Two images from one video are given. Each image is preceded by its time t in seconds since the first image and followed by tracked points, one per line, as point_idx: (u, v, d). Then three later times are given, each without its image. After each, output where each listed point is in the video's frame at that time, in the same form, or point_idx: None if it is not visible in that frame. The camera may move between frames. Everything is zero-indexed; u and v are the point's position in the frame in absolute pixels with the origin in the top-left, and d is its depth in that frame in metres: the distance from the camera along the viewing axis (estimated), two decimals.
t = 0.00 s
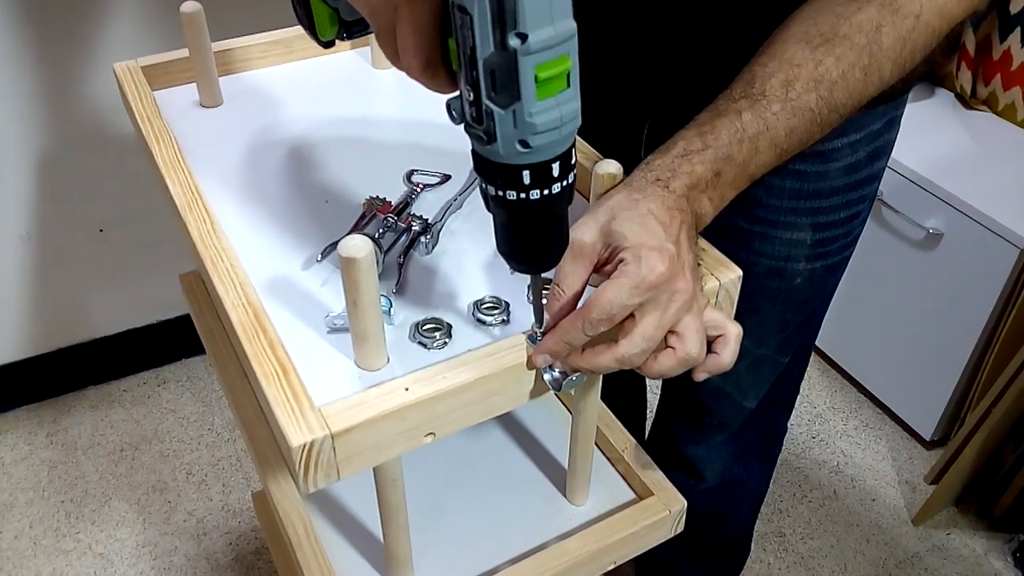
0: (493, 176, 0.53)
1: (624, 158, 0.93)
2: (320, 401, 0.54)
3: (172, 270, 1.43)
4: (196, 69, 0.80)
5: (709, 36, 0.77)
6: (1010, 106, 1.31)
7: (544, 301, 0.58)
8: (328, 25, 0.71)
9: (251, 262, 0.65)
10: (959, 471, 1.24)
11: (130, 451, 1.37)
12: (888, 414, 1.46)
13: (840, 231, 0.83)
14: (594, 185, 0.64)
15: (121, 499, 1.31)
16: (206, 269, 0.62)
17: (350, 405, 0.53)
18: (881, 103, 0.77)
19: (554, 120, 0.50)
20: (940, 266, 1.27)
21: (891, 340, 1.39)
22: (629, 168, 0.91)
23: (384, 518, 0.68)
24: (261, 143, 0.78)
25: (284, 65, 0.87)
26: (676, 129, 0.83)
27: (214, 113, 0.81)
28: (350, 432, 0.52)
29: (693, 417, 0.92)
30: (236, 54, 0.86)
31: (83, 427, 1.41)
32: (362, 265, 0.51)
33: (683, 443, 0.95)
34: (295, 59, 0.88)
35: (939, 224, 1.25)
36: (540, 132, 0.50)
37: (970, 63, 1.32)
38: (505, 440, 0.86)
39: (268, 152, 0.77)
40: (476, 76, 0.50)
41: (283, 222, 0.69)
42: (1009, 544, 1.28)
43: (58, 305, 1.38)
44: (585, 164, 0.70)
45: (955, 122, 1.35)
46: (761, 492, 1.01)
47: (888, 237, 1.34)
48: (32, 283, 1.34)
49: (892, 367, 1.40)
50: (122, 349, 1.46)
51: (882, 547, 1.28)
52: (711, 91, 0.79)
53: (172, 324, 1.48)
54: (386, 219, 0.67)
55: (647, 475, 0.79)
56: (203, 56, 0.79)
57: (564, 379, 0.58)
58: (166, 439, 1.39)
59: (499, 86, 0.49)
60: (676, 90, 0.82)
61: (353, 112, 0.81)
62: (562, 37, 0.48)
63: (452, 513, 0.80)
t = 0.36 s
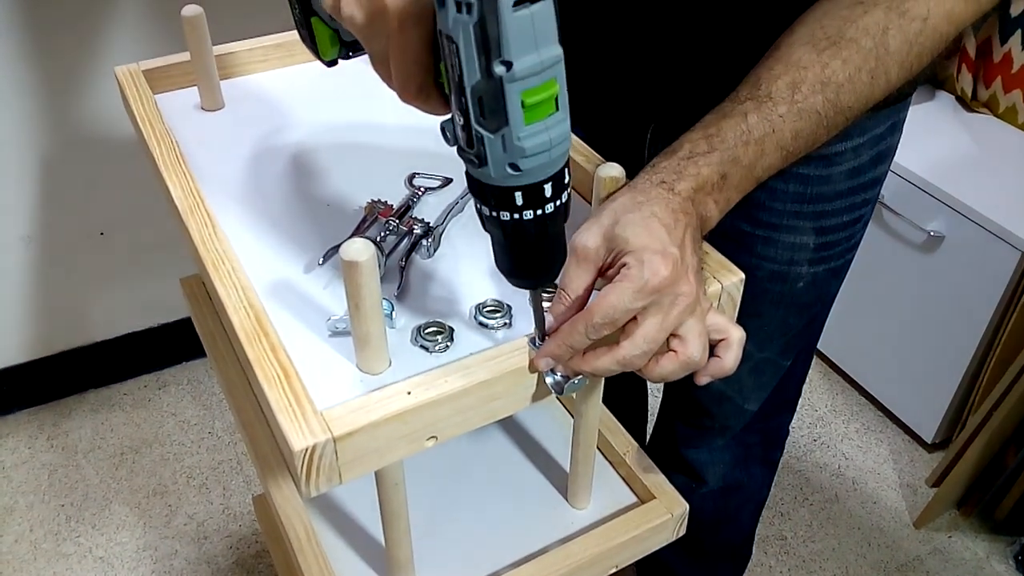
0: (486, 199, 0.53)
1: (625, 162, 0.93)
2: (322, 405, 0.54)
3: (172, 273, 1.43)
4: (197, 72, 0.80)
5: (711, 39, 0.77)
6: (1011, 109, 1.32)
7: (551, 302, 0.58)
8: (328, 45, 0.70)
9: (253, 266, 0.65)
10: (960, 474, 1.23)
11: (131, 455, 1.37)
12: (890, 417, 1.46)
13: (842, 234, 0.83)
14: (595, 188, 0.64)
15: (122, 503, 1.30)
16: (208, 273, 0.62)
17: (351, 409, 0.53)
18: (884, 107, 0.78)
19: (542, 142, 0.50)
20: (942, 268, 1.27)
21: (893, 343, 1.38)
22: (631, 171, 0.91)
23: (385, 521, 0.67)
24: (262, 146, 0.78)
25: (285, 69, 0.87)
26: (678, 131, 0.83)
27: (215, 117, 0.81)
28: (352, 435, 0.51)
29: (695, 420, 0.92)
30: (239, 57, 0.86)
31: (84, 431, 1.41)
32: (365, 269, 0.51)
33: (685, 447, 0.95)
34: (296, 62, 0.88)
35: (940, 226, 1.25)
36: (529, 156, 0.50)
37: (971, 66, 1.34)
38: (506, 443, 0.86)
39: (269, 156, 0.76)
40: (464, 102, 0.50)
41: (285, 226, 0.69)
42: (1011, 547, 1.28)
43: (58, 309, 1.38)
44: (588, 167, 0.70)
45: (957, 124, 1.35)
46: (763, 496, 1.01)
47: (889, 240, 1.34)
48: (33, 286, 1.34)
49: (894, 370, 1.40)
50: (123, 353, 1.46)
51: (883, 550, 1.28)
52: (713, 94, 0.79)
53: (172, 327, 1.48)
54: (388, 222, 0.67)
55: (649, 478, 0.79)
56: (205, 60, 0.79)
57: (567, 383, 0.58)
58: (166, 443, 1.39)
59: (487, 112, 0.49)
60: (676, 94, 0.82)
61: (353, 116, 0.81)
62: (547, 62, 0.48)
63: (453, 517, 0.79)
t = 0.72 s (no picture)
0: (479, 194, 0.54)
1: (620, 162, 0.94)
2: (317, 403, 0.54)
3: (170, 274, 1.43)
4: (194, 72, 0.80)
5: (705, 40, 0.77)
6: (1006, 109, 1.33)
7: (544, 301, 0.58)
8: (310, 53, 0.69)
9: (249, 266, 0.65)
10: (956, 472, 1.24)
11: (129, 455, 1.37)
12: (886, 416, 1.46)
13: (837, 234, 0.83)
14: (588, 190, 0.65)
15: (120, 503, 1.31)
16: (204, 273, 0.62)
17: (345, 407, 0.53)
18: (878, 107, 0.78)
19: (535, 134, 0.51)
20: (937, 268, 1.27)
21: (890, 342, 1.39)
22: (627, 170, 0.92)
23: (380, 521, 0.68)
24: (258, 147, 0.78)
25: (282, 70, 0.87)
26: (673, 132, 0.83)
27: (212, 117, 0.82)
28: (346, 434, 0.52)
29: (691, 420, 0.93)
30: (236, 58, 0.86)
31: (82, 431, 1.41)
32: (359, 268, 0.52)
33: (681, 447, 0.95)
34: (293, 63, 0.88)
35: (936, 226, 1.25)
36: (523, 147, 0.51)
37: (967, 66, 1.34)
38: (502, 443, 0.87)
39: (264, 156, 0.77)
40: (456, 98, 0.50)
41: (282, 226, 0.69)
42: (1007, 545, 1.28)
43: (56, 309, 1.38)
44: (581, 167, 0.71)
45: (952, 124, 1.36)
46: (759, 496, 1.01)
47: (886, 239, 1.34)
48: (30, 286, 1.34)
49: (890, 369, 1.40)
50: (120, 353, 1.46)
51: (880, 548, 1.28)
52: (707, 94, 0.79)
53: (170, 328, 1.48)
54: (382, 222, 0.67)
55: (644, 477, 0.79)
56: (201, 60, 0.80)
57: (559, 381, 0.58)
58: (164, 443, 1.39)
59: (479, 107, 0.50)
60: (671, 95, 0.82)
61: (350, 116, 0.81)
62: (539, 54, 0.49)
63: (448, 516, 0.80)
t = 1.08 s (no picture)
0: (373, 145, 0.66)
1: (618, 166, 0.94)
2: (315, 407, 0.54)
3: (170, 275, 1.43)
4: (194, 73, 0.80)
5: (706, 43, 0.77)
6: (1009, 111, 1.32)
7: None
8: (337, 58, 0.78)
9: (248, 269, 0.65)
10: (957, 476, 1.23)
11: (128, 457, 1.37)
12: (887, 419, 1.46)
13: (795, 233, 0.81)
14: (589, 197, 0.60)
15: (119, 504, 1.30)
16: (202, 275, 0.62)
17: (343, 412, 0.52)
18: (824, 102, 0.76)
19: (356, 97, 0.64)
20: (939, 271, 1.27)
21: (890, 345, 1.38)
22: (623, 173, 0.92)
23: (379, 526, 0.67)
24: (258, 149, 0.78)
25: (282, 71, 0.87)
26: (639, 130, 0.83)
27: (212, 118, 0.81)
28: (345, 438, 0.51)
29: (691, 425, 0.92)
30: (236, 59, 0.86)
31: (81, 432, 1.41)
32: (357, 271, 0.51)
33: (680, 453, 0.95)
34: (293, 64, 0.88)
35: (938, 228, 1.25)
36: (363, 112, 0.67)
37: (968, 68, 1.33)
38: (502, 446, 0.86)
39: (264, 158, 0.76)
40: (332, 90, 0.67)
41: (281, 229, 0.69)
42: (1008, 549, 1.28)
43: (55, 310, 1.38)
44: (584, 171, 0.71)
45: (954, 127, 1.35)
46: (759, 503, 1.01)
47: (887, 242, 1.34)
48: (30, 287, 1.34)
49: (891, 372, 1.40)
50: (120, 354, 1.46)
51: (881, 551, 1.27)
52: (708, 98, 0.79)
53: (169, 329, 1.48)
54: (382, 225, 0.67)
55: (644, 480, 0.79)
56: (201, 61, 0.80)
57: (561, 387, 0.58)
58: (163, 444, 1.39)
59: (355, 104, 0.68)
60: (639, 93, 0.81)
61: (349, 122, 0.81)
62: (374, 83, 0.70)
63: (447, 520, 0.79)
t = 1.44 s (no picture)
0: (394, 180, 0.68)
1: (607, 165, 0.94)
2: (311, 412, 0.54)
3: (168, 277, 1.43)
4: (190, 76, 0.80)
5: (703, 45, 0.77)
6: (1006, 113, 1.33)
7: None
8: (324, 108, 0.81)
9: (245, 272, 0.65)
10: (958, 476, 1.23)
11: (126, 459, 1.37)
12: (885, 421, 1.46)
13: (767, 219, 0.81)
14: (586, 203, 0.60)
15: (117, 507, 1.30)
16: (199, 279, 0.62)
17: (340, 415, 0.52)
18: (793, 85, 0.75)
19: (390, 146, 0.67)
20: (937, 272, 1.27)
21: (888, 347, 1.38)
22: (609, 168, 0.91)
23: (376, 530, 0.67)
24: (254, 153, 0.77)
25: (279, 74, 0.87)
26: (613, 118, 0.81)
27: (209, 121, 0.81)
28: (342, 442, 0.51)
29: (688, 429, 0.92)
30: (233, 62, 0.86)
31: (79, 435, 1.41)
32: (354, 275, 0.51)
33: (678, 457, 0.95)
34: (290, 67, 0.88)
35: (937, 229, 1.25)
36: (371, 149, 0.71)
37: (968, 70, 1.33)
38: (500, 448, 0.86)
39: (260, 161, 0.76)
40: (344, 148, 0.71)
41: (277, 233, 0.69)
42: (1007, 550, 1.27)
43: (53, 312, 1.38)
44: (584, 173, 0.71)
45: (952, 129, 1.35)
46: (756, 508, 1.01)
47: (885, 243, 1.33)
48: (28, 289, 1.34)
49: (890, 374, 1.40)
50: (118, 357, 1.46)
51: (880, 553, 1.27)
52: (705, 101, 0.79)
53: (168, 331, 1.48)
54: (379, 228, 0.67)
55: (643, 484, 0.79)
56: (198, 65, 0.80)
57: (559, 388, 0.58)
58: (162, 447, 1.39)
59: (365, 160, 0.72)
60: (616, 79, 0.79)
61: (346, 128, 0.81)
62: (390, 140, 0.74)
63: (444, 523, 0.79)
